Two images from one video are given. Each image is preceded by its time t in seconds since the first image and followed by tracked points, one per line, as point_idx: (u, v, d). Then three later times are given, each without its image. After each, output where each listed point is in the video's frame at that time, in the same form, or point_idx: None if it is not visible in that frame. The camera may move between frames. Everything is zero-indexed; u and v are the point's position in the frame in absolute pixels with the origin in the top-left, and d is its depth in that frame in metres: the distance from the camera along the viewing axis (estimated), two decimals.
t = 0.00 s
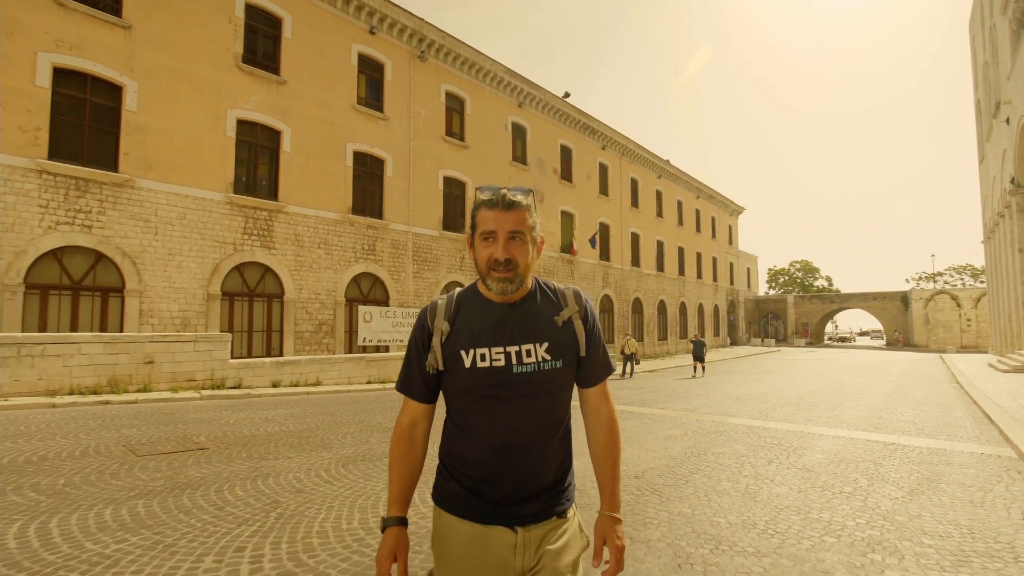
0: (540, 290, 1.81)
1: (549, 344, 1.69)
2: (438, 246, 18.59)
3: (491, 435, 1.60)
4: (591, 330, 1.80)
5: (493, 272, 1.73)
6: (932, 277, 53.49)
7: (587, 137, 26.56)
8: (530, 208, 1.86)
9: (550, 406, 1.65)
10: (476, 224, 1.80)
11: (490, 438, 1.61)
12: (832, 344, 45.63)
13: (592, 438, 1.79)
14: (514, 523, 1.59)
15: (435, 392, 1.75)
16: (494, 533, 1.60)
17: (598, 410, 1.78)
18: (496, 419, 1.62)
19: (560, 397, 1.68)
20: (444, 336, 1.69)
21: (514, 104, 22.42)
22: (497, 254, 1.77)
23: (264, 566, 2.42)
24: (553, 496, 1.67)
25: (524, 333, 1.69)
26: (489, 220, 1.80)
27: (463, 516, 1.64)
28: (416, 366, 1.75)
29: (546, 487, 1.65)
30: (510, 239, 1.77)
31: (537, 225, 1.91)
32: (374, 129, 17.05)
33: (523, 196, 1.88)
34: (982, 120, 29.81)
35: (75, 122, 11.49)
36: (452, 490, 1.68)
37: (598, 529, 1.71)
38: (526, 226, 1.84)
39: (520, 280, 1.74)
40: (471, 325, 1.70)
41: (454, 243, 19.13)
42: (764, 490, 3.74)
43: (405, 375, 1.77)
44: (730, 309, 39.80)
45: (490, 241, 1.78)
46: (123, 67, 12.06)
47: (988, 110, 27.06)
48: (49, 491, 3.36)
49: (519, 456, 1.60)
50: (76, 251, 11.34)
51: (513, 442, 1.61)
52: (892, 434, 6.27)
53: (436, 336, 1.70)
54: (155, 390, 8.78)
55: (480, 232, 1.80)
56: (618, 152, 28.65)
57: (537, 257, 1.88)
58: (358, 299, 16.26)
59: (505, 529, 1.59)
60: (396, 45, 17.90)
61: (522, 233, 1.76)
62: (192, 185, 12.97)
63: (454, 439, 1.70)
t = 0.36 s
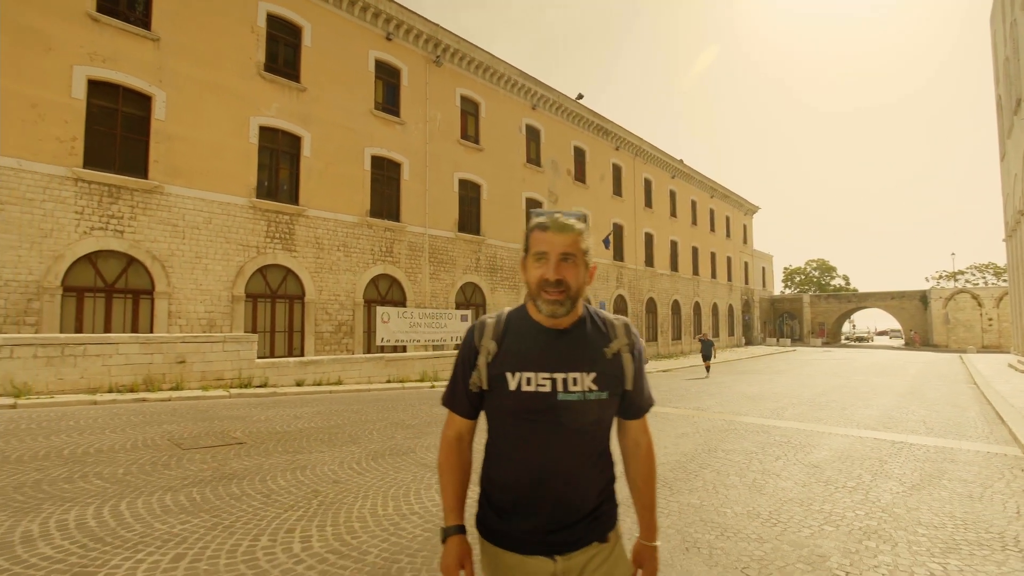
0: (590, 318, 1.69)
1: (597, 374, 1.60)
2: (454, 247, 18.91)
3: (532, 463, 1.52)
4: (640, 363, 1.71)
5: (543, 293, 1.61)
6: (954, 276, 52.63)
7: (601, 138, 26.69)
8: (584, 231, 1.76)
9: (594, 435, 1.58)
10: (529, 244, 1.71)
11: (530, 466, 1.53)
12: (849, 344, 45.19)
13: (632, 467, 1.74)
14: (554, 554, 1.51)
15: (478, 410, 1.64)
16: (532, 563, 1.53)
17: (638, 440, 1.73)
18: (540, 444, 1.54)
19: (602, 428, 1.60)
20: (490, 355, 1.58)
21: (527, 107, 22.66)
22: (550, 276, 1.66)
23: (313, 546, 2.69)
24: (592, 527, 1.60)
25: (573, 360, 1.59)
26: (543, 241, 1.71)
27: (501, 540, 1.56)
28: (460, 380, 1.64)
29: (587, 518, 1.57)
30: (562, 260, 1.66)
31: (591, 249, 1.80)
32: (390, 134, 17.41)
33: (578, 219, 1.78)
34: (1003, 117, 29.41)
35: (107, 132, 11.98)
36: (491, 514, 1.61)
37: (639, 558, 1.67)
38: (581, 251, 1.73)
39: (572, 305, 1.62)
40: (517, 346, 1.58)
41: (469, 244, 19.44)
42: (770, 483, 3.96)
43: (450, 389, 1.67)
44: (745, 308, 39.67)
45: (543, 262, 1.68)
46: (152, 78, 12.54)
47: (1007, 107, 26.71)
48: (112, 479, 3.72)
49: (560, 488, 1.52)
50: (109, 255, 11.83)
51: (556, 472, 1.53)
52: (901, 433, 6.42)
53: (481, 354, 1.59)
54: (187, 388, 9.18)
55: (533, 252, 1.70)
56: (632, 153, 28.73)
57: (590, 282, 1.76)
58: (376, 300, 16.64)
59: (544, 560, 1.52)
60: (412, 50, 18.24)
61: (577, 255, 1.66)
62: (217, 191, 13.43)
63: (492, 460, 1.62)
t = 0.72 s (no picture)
0: (659, 309, 1.76)
1: (667, 367, 1.66)
2: (467, 248, 19.20)
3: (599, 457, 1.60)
4: (711, 353, 1.75)
5: (613, 280, 1.71)
6: (970, 275, 51.93)
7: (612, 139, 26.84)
8: (651, 218, 1.85)
9: (665, 429, 1.63)
10: (596, 231, 1.81)
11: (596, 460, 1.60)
12: (863, 344, 44.86)
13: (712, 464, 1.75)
14: (626, 546, 1.59)
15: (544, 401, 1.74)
16: (604, 554, 1.61)
17: (717, 436, 1.74)
18: (608, 438, 1.61)
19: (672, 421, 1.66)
20: (557, 348, 1.68)
21: (539, 109, 22.89)
22: (620, 260, 1.75)
23: (355, 529, 2.95)
24: (665, 518, 1.65)
25: (641, 354, 1.66)
26: (611, 228, 1.80)
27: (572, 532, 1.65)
28: (525, 372, 1.74)
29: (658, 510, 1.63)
30: (632, 246, 1.76)
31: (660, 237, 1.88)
32: (405, 137, 17.73)
33: (644, 207, 1.87)
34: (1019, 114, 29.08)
35: (134, 139, 12.40)
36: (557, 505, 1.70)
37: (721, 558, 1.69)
38: (649, 236, 1.82)
39: (642, 291, 1.71)
40: (584, 340, 1.68)
41: (482, 245, 19.72)
42: (778, 476, 4.19)
43: (516, 380, 1.77)
44: (756, 308, 39.53)
45: (612, 249, 1.77)
46: (176, 86, 12.94)
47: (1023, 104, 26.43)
48: (163, 469, 4.03)
49: (632, 480, 1.59)
50: (136, 258, 12.23)
51: (624, 465, 1.60)
52: (908, 431, 6.60)
53: (549, 347, 1.69)
54: (213, 386, 9.53)
55: (601, 238, 1.79)
56: (642, 153, 28.84)
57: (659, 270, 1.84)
58: (391, 301, 16.97)
59: (616, 552, 1.60)
60: (425, 54, 18.55)
61: (646, 239, 1.75)
62: (239, 194, 13.82)
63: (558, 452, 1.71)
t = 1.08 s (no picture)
0: (680, 338, 1.72)
1: (690, 404, 1.63)
2: (475, 250, 19.40)
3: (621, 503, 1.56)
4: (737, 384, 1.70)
5: (631, 309, 1.67)
6: (981, 274, 51.53)
7: (619, 140, 26.97)
8: (667, 239, 1.81)
9: (686, 470, 1.59)
10: (612, 255, 1.77)
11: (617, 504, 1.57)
12: (871, 343, 44.71)
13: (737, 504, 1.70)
14: None
15: (559, 442, 1.73)
16: None
17: (744, 477, 1.68)
18: (627, 481, 1.58)
19: (695, 459, 1.62)
20: (571, 387, 1.66)
21: (546, 110, 23.07)
22: (638, 287, 1.71)
23: (381, 521, 3.14)
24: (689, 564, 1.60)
25: (661, 390, 1.63)
26: (627, 251, 1.77)
27: None
28: (539, 412, 1.72)
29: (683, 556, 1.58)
30: (651, 270, 1.72)
31: (678, 257, 1.86)
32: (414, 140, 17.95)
33: (659, 227, 1.83)
34: None
35: (152, 145, 12.70)
36: (575, 546, 1.68)
37: None
38: (667, 258, 1.78)
39: (662, 319, 1.67)
40: (599, 378, 1.65)
41: (490, 246, 19.91)
42: (782, 474, 4.35)
43: (529, 419, 1.76)
44: (764, 308, 39.48)
45: (629, 274, 1.73)
46: (191, 92, 13.22)
47: None
48: (196, 465, 4.25)
49: (656, 523, 1.56)
50: (154, 260, 12.52)
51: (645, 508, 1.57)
52: (912, 430, 6.74)
53: (563, 386, 1.67)
54: (230, 386, 9.79)
55: (618, 263, 1.75)
56: (649, 154, 28.96)
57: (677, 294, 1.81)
58: (401, 302, 17.20)
59: None
60: (434, 58, 18.77)
61: (666, 263, 1.72)
62: (252, 198, 14.10)
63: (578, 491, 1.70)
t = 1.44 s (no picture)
0: (677, 337, 1.72)
1: (687, 409, 1.62)
2: (480, 250, 19.58)
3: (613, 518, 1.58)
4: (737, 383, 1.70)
5: (624, 306, 1.67)
6: (987, 274, 51.35)
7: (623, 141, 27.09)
8: (659, 229, 1.81)
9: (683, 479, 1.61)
10: (603, 249, 1.77)
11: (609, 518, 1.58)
12: (876, 344, 44.68)
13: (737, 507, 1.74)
14: None
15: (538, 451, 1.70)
16: None
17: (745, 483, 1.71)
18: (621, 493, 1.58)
19: (692, 465, 1.63)
20: (555, 395, 1.62)
21: (551, 112, 23.21)
22: (631, 281, 1.72)
23: (396, 515, 3.32)
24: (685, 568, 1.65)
25: (657, 395, 1.61)
26: (618, 244, 1.77)
27: None
28: (519, 421, 1.67)
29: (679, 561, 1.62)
30: (644, 264, 1.73)
31: (673, 249, 1.86)
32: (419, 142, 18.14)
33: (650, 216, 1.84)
34: None
35: (163, 148, 12.93)
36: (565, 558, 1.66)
37: None
38: (660, 248, 1.79)
39: (657, 317, 1.67)
40: (588, 384, 1.62)
41: (495, 247, 20.09)
42: (780, 472, 4.50)
43: (505, 426, 1.71)
44: (768, 308, 39.49)
45: (621, 268, 1.74)
46: (201, 96, 13.44)
47: None
48: (216, 462, 4.44)
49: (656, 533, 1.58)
50: (165, 262, 12.75)
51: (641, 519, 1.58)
52: (910, 430, 6.87)
53: (549, 393, 1.62)
54: (241, 385, 10.00)
55: (609, 257, 1.76)
56: (654, 155, 29.06)
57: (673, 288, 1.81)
58: (407, 302, 17.38)
59: None
60: (440, 61, 18.95)
61: (658, 256, 1.73)
62: (262, 200, 14.33)
63: (564, 502, 1.70)
